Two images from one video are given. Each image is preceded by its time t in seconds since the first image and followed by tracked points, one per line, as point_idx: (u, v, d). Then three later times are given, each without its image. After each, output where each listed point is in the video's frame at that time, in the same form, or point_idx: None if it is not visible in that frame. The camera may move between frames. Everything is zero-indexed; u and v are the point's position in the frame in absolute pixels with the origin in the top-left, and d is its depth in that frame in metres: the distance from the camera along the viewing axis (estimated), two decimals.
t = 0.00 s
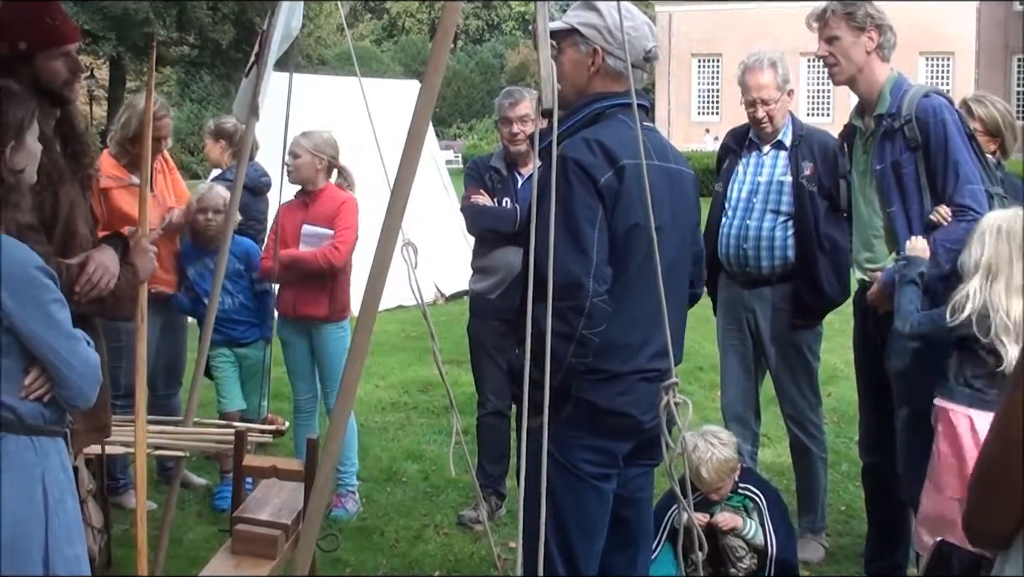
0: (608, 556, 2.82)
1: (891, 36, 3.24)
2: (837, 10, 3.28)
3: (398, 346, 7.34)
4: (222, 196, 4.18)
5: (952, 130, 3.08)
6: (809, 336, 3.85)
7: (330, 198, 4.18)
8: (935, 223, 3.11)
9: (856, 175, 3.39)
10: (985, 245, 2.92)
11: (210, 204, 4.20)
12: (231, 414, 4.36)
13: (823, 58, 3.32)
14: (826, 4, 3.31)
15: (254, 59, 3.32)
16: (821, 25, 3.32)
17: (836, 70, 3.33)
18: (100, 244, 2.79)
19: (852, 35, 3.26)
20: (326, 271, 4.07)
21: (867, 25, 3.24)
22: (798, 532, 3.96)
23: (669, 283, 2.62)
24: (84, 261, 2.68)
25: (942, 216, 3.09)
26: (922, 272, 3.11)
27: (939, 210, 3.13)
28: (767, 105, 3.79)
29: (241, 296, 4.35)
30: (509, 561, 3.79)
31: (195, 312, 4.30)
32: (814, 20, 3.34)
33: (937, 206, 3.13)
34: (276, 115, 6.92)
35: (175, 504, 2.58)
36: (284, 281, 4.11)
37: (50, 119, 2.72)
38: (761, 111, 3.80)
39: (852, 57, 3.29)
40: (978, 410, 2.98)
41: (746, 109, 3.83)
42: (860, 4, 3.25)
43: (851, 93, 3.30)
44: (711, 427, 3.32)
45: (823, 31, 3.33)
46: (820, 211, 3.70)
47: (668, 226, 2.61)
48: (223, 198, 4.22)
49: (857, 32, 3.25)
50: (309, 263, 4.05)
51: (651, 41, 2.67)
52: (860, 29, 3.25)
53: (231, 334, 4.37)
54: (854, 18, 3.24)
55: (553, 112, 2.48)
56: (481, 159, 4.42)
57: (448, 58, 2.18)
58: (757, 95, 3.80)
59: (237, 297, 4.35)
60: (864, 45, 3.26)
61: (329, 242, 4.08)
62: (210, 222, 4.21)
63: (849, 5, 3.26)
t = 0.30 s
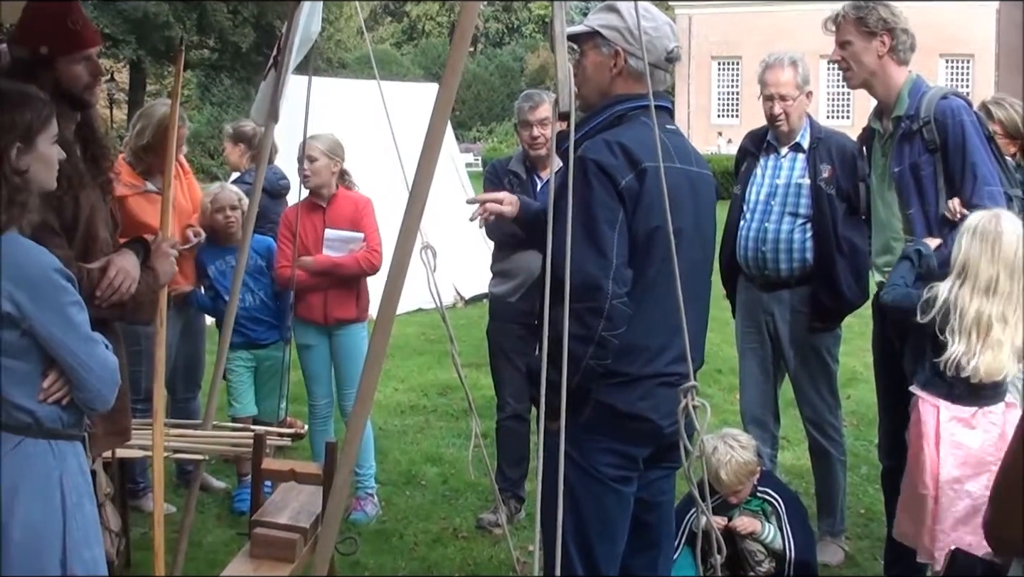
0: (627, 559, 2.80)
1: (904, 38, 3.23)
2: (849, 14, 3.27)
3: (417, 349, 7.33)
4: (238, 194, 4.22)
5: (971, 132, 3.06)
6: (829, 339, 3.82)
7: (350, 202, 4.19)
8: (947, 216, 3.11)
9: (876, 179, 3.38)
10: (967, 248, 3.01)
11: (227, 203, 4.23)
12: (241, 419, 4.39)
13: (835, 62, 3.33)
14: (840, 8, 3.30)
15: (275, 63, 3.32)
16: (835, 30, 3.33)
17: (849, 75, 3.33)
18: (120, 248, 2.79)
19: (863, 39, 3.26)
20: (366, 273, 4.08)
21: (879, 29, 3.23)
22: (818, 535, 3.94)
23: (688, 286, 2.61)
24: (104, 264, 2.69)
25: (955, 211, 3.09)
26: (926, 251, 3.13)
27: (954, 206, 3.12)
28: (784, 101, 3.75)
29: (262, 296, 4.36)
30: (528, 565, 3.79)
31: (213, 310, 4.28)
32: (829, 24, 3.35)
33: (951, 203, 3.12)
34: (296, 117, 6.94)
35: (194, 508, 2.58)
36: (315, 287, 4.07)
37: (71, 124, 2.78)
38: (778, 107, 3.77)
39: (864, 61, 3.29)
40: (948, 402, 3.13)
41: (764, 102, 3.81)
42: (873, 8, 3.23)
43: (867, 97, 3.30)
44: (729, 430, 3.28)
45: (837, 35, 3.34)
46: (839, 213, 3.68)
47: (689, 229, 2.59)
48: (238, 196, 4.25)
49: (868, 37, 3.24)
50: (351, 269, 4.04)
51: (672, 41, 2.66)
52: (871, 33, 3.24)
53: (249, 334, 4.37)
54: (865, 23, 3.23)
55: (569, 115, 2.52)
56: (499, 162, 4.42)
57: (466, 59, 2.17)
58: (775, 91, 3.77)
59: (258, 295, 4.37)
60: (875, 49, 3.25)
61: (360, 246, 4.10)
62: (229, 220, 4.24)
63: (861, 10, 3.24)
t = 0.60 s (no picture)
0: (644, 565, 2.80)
1: (919, 43, 3.23)
2: (864, 20, 3.29)
3: (432, 354, 7.33)
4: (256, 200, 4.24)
5: (986, 137, 3.04)
6: (846, 345, 3.80)
7: (362, 208, 4.21)
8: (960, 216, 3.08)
9: (893, 183, 3.35)
10: (963, 258, 3.00)
11: (245, 208, 4.26)
12: (252, 425, 4.38)
13: (850, 68, 3.34)
14: (856, 16, 3.32)
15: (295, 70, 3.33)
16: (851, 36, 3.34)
17: (865, 81, 3.34)
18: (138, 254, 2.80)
19: (878, 46, 3.27)
20: (385, 279, 4.10)
21: (893, 35, 3.23)
22: (834, 541, 3.91)
23: (705, 292, 2.60)
24: (122, 270, 2.70)
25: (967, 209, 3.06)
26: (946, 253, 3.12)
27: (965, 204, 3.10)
28: (803, 95, 3.78)
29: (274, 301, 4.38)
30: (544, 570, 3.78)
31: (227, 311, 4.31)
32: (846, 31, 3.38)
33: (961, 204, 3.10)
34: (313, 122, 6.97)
35: (211, 513, 2.59)
36: (334, 293, 4.09)
37: (88, 131, 2.79)
38: (796, 102, 3.78)
39: (879, 67, 3.29)
40: (962, 404, 3.15)
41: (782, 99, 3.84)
42: (887, 15, 3.26)
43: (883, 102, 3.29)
44: (742, 438, 3.26)
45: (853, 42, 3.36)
46: (855, 218, 3.66)
47: (707, 234, 2.58)
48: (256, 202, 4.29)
49: (882, 43, 3.25)
50: (371, 276, 4.06)
51: (687, 47, 2.65)
52: (885, 40, 3.25)
53: (260, 339, 4.37)
54: (879, 29, 3.24)
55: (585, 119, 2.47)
56: (517, 168, 4.42)
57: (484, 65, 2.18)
58: (797, 85, 3.80)
59: (269, 300, 4.39)
60: (889, 55, 3.26)
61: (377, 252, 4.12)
62: (245, 226, 4.27)
63: (876, 16, 3.27)
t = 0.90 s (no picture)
0: (652, 566, 2.79)
1: (927, 44, 3.22)
2: (872, 21, 3.28)
3: (442, 356, 7.34)
4: (270, 202, 4.30)
5: (994, 137, 3.03)
6: (856, 346, 3.79)
7: (374, 209, 4.21)
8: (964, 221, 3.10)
9: (901, 184, 3.33)
10: (975, 261, 3.02)
11: (259, 210, 4.30)
12: (262, 426, 4.41)
13: (858, 69, 3.33)
14: (865, 16, 3.31)
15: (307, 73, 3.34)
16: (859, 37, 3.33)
17: (873, 81, 3.33)
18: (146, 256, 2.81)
19: (886, 46, 3.26)
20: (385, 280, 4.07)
21: (902, 35, 3.23)
22: (844, 542, 3.90)
23: (711, 294, 2.59)
24: (130, 272, 2.71)
25: (974, 213, 3.07)
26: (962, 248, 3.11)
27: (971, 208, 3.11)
28: (812, 92, 3.78)
29: (286, 302, 4.39)
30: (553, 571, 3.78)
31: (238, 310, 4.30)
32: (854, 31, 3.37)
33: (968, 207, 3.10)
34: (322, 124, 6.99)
35: (220, 516, 2.58)
36: (333, 292, 4.09)
37: (96, 133, 2.79)
38: (806, 99, 3.78)
39: (887, 68, 3.28)
40: (970, 404, 3.15)
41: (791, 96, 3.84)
42: (896, 16, 3.24)
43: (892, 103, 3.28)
44: (749, 442, 3.25)
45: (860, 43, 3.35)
46: (864, 219, 3.66)
47: (712, 235, 2.58)
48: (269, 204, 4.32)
49: (891, 44, 3.25)
50: (369, 275, 4.04)
51: (689, 45, 2.64)
52: (893, 40, 3.24)
53: (271, 340, 4.38)
54: (888, 30, 3.23)
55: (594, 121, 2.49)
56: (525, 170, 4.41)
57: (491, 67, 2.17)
58: (807, 83, 3.80)
59: (283, 300, 4.40)
60: (898, 55, 3.25)
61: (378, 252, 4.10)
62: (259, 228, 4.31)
63: (884, 17, 3.25)
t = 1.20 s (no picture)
0: (655, 567, 2.79)
1: (933, 44, 3.21)
2: (878, 21, 3.28)
3: (446, 356, 7.34)
4: (273, 204, 4.29)
5: (999, 137, 3.02)
6: (859, 347, 3.79)
7: (371, 208, 4.16)
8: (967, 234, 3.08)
9: (905, 185, 3.34)
10: (989, 262, 2.99)
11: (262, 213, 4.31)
12: (271, 423, 4.39)
13: (863, 70, 3.33)
14: (871, 16, 3.31)
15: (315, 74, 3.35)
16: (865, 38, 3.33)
17: (878, 82, 3.33)
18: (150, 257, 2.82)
19: (891, 47, 3.26)
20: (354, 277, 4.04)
21: (907, 35, 3.23)
22: (848, 543, 3.90)
23: (713, 296, 2.59)
24: (132, 272, 2.71)
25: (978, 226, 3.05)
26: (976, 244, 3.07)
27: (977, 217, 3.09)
28: (816, 92, 3.78)
29: (287, 306, 4.40)
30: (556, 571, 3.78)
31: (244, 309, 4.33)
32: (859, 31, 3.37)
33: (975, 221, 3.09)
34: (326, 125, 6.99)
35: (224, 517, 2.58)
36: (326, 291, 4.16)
37: (99, 134, 2.80)
38: (808, 98, 3.77)
39: (893, 68, 3.28)
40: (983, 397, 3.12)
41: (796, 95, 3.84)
42: (901, 16, 3.25)
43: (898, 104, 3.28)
44: (752, 445, 3.24)
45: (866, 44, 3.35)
46: (867, 220, 3.65)
47: (712, 236, 2.58)
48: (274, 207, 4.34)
49: (896, 44, 3.24)
50: (336, 272, 4.04)
51: (683, 44, 2.65)
52: (898, 41, 3.24)
53: (273, 343, 4.38)
54: (893, 30, 3.23)
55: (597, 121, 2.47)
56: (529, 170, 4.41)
57: (495, 67, 2.17)
58: (811, 82, 3.80)
59: (282, 305, 4.41)
60: (903, 56, 3.25)
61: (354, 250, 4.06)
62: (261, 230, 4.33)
63: (890, 18, 3.26)
